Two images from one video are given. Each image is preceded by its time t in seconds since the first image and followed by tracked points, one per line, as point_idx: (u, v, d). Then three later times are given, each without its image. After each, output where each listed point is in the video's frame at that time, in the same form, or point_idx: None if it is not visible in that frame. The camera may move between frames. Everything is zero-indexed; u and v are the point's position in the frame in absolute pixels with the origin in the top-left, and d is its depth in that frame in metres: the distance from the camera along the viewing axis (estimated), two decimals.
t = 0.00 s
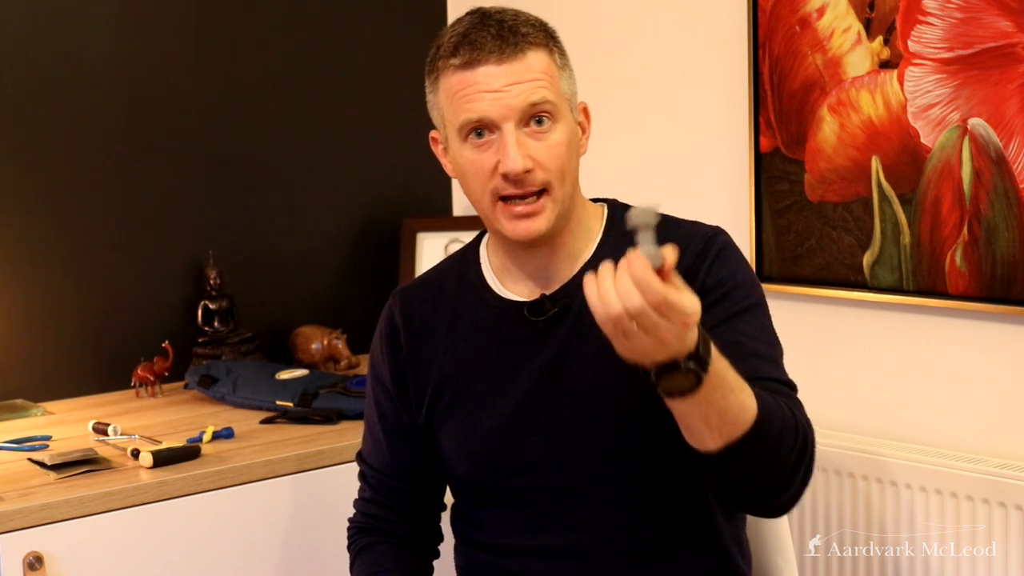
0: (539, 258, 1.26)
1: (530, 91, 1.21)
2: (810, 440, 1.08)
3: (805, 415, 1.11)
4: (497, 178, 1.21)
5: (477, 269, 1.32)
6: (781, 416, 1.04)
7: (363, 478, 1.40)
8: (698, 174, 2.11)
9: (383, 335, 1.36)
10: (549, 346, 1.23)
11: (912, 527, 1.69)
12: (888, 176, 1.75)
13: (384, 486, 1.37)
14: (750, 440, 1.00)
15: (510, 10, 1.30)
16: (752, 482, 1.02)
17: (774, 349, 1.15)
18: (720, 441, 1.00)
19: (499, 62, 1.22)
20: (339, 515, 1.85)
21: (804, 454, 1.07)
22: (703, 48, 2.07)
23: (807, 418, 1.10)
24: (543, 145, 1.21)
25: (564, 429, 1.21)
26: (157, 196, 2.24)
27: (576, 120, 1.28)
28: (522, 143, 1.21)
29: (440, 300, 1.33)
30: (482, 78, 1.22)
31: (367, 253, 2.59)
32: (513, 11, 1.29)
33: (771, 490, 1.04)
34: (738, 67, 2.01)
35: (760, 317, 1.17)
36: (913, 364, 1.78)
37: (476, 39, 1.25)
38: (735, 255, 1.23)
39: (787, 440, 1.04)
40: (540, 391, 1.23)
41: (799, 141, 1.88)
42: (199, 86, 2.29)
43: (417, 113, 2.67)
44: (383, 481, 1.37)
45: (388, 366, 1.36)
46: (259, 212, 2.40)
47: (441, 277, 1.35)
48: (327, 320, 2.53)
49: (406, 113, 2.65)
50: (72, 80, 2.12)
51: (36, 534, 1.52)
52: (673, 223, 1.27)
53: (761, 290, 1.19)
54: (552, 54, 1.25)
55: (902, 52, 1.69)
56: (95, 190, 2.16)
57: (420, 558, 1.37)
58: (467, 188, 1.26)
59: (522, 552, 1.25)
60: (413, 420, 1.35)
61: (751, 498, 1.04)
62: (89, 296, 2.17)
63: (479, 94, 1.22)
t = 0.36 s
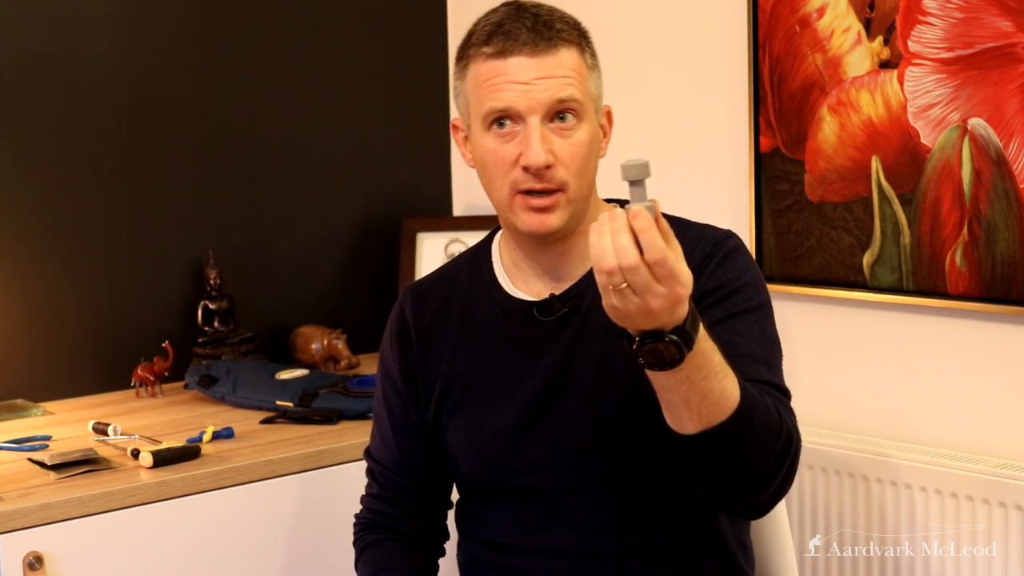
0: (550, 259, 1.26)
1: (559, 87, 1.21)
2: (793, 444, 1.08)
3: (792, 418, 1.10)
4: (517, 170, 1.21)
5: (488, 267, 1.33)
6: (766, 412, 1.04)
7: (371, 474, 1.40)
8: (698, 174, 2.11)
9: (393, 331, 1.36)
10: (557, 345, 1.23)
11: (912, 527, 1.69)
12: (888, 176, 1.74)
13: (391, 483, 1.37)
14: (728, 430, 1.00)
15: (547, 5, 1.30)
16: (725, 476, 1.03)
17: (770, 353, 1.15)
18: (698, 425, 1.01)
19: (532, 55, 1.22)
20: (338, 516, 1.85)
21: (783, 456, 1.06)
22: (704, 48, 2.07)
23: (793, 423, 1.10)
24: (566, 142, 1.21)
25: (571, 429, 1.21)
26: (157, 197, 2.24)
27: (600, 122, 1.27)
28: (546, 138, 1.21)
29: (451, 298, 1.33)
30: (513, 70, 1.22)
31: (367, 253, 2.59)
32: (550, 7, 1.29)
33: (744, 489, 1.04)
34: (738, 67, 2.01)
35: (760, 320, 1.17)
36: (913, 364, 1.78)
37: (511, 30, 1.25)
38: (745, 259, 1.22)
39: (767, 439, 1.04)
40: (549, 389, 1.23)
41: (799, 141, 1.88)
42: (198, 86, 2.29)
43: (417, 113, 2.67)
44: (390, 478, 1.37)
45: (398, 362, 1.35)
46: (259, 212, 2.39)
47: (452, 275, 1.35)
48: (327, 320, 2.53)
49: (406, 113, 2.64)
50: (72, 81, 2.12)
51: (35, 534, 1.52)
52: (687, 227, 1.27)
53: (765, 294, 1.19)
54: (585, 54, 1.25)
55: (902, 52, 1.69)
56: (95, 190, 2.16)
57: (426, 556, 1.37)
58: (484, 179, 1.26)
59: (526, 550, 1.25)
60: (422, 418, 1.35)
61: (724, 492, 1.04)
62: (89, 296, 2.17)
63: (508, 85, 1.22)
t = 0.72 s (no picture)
0: (560, 258, 1.27)
1: (583, 90, 1.22)
2: (808, 446, 1.08)
3: (806, 420, 1.10)
4: (534, 169, 1.21)
5: (496, 265, 1.33)
6: (782, 414, 1.04)
7: (375, 472, 1.39)
8: (699, 174, 2.11)
9: (399, 327, 1.36)
10: (566, 344, 1.23)
11: (912, 527, 1.70)
12: (888, 176, 1.75)
13: (396, 481, 1.36)
14: (745, 432, 1.01)
15: (576, 7, 1.30)
16: (740, 478, 1.03)
17: (781, 353, 1.15)
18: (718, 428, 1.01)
19: (560, 56, 1.22)
20: (338, 516, 1.85)
21: (799, 457, 1.06)
22: (704, 48, 2.07)
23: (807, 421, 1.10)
24: (585, 145, 1.21)
25: (577, 428, 1.22)
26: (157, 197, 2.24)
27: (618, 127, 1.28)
28: (566, 139, 1.21)
29: (460, 296, 1.33)
30: (539, 70, 1.22)
31: (367, 253, 2.59)
32: (580, 9, 1.28)
33: (760, 491, 1.04)
34: (738, 67, 2.01)
35: (771, 321, 1.17)
36: (914, 364, 1.78)
37: (539, 30, 1.25)
38: (755, 261, 1.22)
39: (783, 442, 1.04)
40: (558, 388, 1.23)
41: (799, 141, 1.88)
42: (198, 86, 2.28)
43: (416, 113, 2.67)
44: (395, 475, 1.36)
45: (403, 358, 1.35)
46: (259, 211, 2.39)
47: (459, 273, 1.35)
48: (326, 320, 2.53)
49: (406, 113, 2.64)
50: (72, 81, 2.12)
51: (36, 535, 1.52)
52: (698, 229, 1.27)
53: (776, 295, 1.19)
54: (610, 59, 1.25)
55: (902, 52, 1.69)
56: (95, 190, 2.16)
57: (430, 555, 1.37)
58: (499, 175, 1.26)
59: (529, 549, 1.25)
60: (427, 416, 1.34)
61: (738, 495, 1.04)
62: (89, 296, 2.17)
63: (533, 84, 1.22)
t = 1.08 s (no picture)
0: (563, 258, 1.27)
1: (588, 90, 1.22)
2: (816, 440, 1.08)
3: (814, 413, 1.10)
4: (540, 169, 1.21)
5: (499, 264, 1.33)
6: (790, 408, 1.04)
7: (377, 470, 1.39)
8: (699, 174, 2.11)
9: (402, 325, 1.36)
10: (568, 343, 1.23)
11: (912, 527, 1.70)
12: (888, 176, 1.74)
13: (398, 479, 1.36)
14: (754, 427, 1.01)
15: (582, 6, 1.30)
16: (747, 474, 1.03)
17: (787, 352, 1.15)
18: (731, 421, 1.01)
19: (565, 55, 1.22)
20: (338, 516, 1.85)
21: (808, 451, 1.06)
22: (704, 49, 2.07)
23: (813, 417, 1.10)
24: (591, 144, 1.21)
25: (578, 426, 1.22)
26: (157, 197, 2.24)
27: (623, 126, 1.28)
28: (572, 139, 1.21)
29: (463, 294, 1.33)
30: (545, 69, 1.22)
31: (367, 253, 2.59)
32: (586, 8, 1.28)
33: (768, 486, 1.04)
34: (738, 66, 2.01)
35: (776, 321, 1.17)
36: (914, 364, 1.78)
37: (545, 29, 1.25)
38: (760, 260, 1.22)
39: (792, 436, 1.04)
40: (561, 386, 1.23)
41: (799, 141, 1.88)
42: (198, 86, 2.29)
43: (416, 113, 2.66)
44: (397, 473, 1.36)
45: (406, 356, 1.35)
46: (258, 212, 2.39)
47: (462, 272, 1.35)
48: (326, 320, 2.53)
49: (406, 113, 2.64)
50: (72, 81, 2.12)
51: (35, 534, 1.52)
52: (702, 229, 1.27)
53: (780, 294, 1.19)
54: (615, 59, 1.26)
55: (902, 52, 1.69)
56: (95, 190, 2.16)
57: (430, 554, 1.36)
58: (504, 175, 1.26)
59: (530, 548, 1.25)
60: (429, 415, 1.35)
61: (746, 490, 1.05)
62: (89, 296, 2.17)
63: (538, 83, 1.22)
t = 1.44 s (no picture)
0: (564, 258, 1.27)
1: (591, 91, 1.22)
2: (816, 434, 1.08)
3: (813, 408, 1.10)
4: (542, 169, 1.21)
5: (499, 264, 1.33)
6: (790, 404, 1.04)
7: (376, 469, 1.39)
8: (699, 174, 2.11)
9: (401, 324, 1.36)
10: (568, 343, 1.23)
11: (912, 527, 1.70)
12: (888, 176, 1.75)
13: (397, 478, 1.36)
14: (753, 424, 1.01)
15: (585, 6, 1.30)
16: (748, 472, 1.03)
17: (788, 348, 1.15)
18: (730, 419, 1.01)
19: (568, 56, 1.22)
20: (338, 516, 1.85)
21: (808, 447, 1.06)
22: (705, 49, 2.07)
23: (813, 415, 1.10)
24: (593, 145, 1.21)
25: (578, 426, 1.22)
26: (157, 197, 2.24)
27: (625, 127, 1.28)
28: (574, 140, 1.21)
29: (462, 293, 1.33)
30: (548, 70, 1.22)
31: (367, 254, 2.59)
32: (589, 9, 1.29)
33: (768, 484, 1.04)
34: (738, 66, 2.01)
35: (776, 318, 1.17)
36: (914, 364, 1.78)
37: (548, 29, 1.25)
38: (760, 258, 1.23)
39: (792, 431, 1.04)
40: (560, 385, 1.23)
41: (799, 141, 1.88)
42: (198, 86, 2.29)
43: (416, 113, 2.66)
44: (396, 472, 1.36)
45: (405, 355, 1.35)
46: (258, 212, 2.39)
47: (462, 271, 1.35)
48: (326, 320, 2.53)
49: (406, 113, 2.64)
50: (72, 81, 2.12)
51: (36, 534, 1.52)
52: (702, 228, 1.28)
53: (780, 292, 1.19)
54: (618, 60, 1.26)
55: (902, 52, 1.69)
56: (95, 190, 2.16)
57: (429, 553, 1.37)
58: (506, 175, 1.26)
59: (529, 547, 1.25)
60: (429, 415, 1.34)
61: (746, 487, 1.05)
62: (89, 296, 2.17)
63: (541, 83, 1.22)
